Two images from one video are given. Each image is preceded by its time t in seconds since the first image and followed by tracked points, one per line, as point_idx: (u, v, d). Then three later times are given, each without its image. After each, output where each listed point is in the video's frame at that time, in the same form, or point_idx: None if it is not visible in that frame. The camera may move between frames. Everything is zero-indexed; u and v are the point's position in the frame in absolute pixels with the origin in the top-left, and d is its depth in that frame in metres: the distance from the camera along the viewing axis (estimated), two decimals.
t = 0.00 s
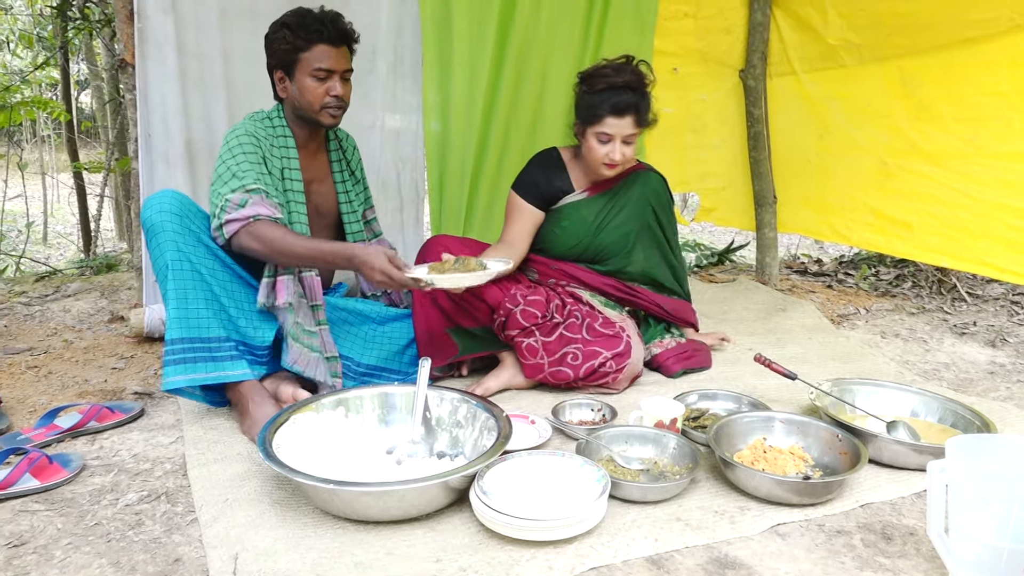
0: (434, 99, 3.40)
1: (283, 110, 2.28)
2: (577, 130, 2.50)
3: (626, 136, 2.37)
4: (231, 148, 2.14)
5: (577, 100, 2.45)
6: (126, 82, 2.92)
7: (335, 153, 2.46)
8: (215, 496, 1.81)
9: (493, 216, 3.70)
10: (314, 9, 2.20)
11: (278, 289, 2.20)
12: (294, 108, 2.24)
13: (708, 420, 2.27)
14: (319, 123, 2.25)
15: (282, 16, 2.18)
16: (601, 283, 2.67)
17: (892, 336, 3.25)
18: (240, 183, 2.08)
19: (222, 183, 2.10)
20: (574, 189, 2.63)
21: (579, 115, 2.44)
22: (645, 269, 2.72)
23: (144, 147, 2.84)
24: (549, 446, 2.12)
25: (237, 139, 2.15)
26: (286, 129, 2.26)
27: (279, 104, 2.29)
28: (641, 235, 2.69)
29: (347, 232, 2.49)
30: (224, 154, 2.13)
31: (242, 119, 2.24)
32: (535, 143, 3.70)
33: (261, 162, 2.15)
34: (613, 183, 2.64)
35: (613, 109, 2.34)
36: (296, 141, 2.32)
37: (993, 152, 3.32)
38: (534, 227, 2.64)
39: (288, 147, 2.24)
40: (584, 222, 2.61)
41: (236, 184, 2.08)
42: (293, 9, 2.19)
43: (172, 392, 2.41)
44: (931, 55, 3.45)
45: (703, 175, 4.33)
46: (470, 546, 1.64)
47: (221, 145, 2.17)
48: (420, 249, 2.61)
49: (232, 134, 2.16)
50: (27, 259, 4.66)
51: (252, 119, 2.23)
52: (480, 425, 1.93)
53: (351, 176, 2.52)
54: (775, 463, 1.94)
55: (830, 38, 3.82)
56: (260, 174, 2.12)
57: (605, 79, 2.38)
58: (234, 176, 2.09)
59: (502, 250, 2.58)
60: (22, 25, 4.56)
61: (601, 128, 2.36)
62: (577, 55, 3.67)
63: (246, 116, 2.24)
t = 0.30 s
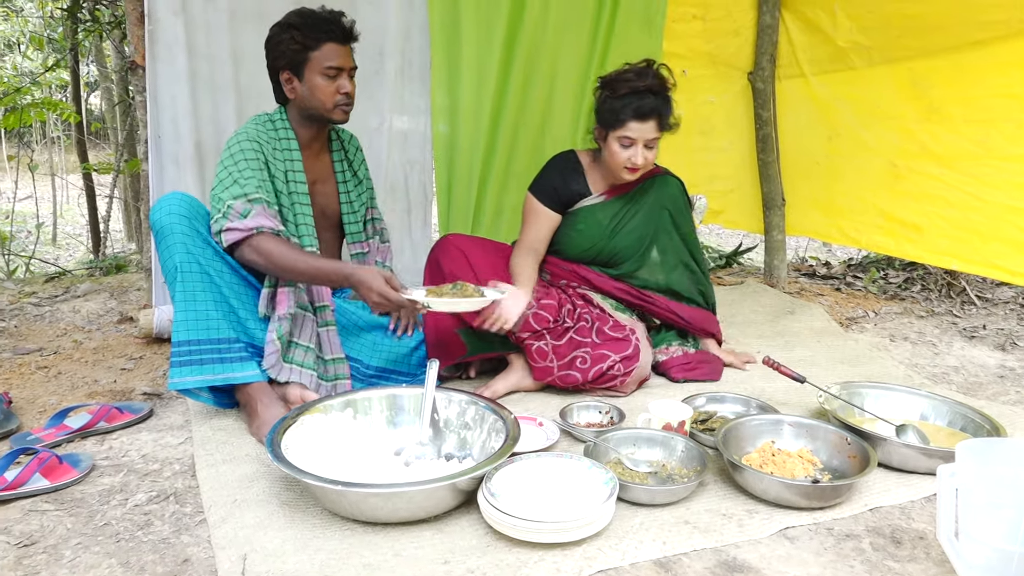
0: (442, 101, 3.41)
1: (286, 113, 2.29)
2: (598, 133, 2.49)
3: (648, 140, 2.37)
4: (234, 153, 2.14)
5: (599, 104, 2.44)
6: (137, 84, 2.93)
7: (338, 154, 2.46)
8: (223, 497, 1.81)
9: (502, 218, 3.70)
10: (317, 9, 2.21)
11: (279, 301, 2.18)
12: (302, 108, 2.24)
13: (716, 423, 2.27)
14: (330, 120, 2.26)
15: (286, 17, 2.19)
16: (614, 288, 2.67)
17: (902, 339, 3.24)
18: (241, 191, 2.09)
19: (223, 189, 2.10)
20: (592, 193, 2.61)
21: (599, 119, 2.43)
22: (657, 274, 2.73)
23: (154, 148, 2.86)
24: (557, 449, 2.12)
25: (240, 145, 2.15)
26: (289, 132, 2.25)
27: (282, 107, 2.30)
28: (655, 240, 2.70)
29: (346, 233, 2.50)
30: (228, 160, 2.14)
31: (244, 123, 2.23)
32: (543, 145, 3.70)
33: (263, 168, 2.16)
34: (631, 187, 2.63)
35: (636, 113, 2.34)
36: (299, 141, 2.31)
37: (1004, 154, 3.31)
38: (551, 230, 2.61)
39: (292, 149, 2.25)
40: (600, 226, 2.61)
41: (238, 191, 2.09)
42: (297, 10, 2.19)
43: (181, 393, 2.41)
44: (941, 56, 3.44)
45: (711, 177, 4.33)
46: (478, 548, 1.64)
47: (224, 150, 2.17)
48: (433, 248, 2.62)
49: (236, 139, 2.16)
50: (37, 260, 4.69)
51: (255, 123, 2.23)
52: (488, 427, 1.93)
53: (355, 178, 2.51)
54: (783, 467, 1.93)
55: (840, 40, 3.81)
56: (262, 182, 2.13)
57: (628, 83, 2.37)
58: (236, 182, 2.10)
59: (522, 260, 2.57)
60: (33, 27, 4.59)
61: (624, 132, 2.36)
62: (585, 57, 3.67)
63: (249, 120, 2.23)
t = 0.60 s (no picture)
0: (447, 102, 3.41)
1: (292, 116, 2.29)
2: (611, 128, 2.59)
3: (632, 128, 2.42)
4: (241, 163, 2.16)
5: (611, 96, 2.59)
6: (144, 85, 2.94)
7: (343, 156, 2.45)
8: (228, 497, 1.81)
9: (507, 219, 3.71)
10: (328, 13, 2.21)
11: (298, 315, 2.27)
12: (309, 113, 2.24)
13: (721, 424, 2.27)
14: (337, 125, 2.27)
15: (296, 21, 2.18)
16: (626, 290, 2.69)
17: (907, 342, 3.23)
18: (250, 204, 2.12)
19: (232, 201, 2.13)
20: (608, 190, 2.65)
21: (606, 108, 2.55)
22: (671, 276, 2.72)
23: (160, 149, 2.87)
24: (562, 450, 2.12)
25: (247, 154, 2.16)
26: (296, 137, 2.26)
27: (288, 111, 2.30)
28: (670, 240, 2.69)
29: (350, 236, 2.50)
30: (235, 169, 2.15)
31: (250, 129, 2.24)
32: (548, 147, 3.71)
33: (271, 177, 2.18)
34: (648, 185, 2.63)
35: (620, 102, 2.44)
36: (306, 145, 2.32)
37: (1010, 156, 3.30)
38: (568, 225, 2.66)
39: (299, 154, 2.26)
40: (613, 223, 2.64)
41: (247, 204, 2.12)
42: (309, 15, 2.18)
43: (187, 394, 2.42)
44: (947, 59, 3.43)
45: (715, 179, 4.35)
46: (482, 549, 1.64)
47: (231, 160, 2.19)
48: (450, 240, 2.68)
49: (243, 147, 2.18)
50: (43, 261, 4.70)
51: (261, 130, 2.23)
52: (493, 428, 1.93)
53: (361, 181, 2.52)
54: (788, 468, 1.93)
55: (845, 42, 3.81)
56: (269, 193, 2.16)
57: (631, 74, 2.47)
58: (244, 195, 2.13)
59: (538, 250, 2.64)
60: (39, 29, 4.61)
61: (612, 120, 2.46)
62: (590, 58, 3.68)
63: (254, 127, 2.24)
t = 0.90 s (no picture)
0: (452, 104, 3.42)
1: (297, 116, 2.30)
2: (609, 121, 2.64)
3: (625, 119, 2.46)
4: (245, 165, 2.17)
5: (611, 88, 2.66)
6: (149, 87, 2.96)
7: (348, 158, 2.45)
8: (233, 497, 1.82)
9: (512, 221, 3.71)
10: (336, 17, 2.19)
11: (302, 320, 2.29)
12: (308, 115, 2.25)
13: (725, 426, 2.27)
14: (332, 131, 2.27)
15: (303, 24, 2.17)
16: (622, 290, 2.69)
17: (912, 344, 3.22)
18: (254, 207, 2.14)
19: (236, 203, 2.15)
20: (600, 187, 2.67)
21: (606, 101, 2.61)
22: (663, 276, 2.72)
23: (166, 151, 2.88)
24: (566, 451, 2.12)
25: (251, 155, 2.17)
26: (301, 139, 2.27)
27: (293, 110, 2.31)
28: (663, 241, 2.70)
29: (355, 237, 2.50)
30: (240, 170, 2.17)
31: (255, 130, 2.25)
32: (553, 148, 3.71)
33: (275, 178, 2.19)
34: (641, 184, 2.65)
35: (617, 93, 2.50)
36: (311, 148, 2.32)
37: (1015, 158, 3.29)
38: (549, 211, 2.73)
39: (304, 154, 2.26)
40: (604, 220, 2.67)
41: (251, 206, 2.14)
42: (316, 18, 2.17)
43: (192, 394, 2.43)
44: (952, 61, 3.43)
45: (720, 180, 4.34)
46: (486, 550, 1.64)
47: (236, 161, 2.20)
48: (447, 247, 2.68)
49: (248, 148, 2.19)
50: (49, 261, 4.72)
51: (266, 130, 2.24)
52: (497, 429, 1.93)
53: (366, 182, 2.52)
54: (793, 471, 1.92)
55: (850, 44, 3.80)
56: (273, 195, 2.17)
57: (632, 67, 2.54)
58: (248, 196, 2.14)
59: (514, 225, 2.73)
60: (46, 31, 4.64)
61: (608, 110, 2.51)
62: (595, 60, 3.68)
63: (259, 128, 2.25)
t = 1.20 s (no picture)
0: (458, 105, 3.41)
1: (304, 116, 2.31)
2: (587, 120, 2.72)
3: (594, 107, 2.55)
4: (250, 163, 2.18)
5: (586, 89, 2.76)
6: (156, 88, 2.97)
7: (354, 160, 2.46)
8: (239, 498, 1.82)
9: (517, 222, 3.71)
10: (346, 20, 2.19)
11: (308, 320, 2.28)
12: (314, 116, 2.26)
13: (731, 428, 2.26)
14: (338, 133, 2.28)
15: (313, 24, 2.17)
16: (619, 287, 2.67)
17: (919, 345, 3.20)
18: (258, 205, 2.14)
19: (240, 201, 2.16)
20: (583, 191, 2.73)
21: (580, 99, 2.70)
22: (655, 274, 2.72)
23: (172, 152, 2.88)
24: (571, 453, 2.12)
25: (257, 154, 2.18)
26: (307, 139, 2.27)
27: (301, 110, 2.32)
28: (651, 239, 2.71)
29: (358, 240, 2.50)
30: (245, 168, 2.18)
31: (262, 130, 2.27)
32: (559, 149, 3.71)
33: (280, 177, 2.20)
34: (624, 184, 2.69)
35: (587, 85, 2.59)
36: (317, 149, 2.33)
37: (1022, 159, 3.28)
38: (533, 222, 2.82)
39: (310, 154, 2.27)
40: (590, 222, 2.69)
41: (255, 204, 2.14)
42: (325, 21, 2.17)
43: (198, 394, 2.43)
44: (959, 62, 3.42)
45: (725, 181, 4.32)
46: (492, 551, 1.64)
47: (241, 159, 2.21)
48: (439, 257, 2.67)
49: (253, 147, 2.20)
50: (57, 262, 4.74)
51: (273, 130, 2.26)
52: (502, 430, 1.93)
53: (371, 185, 2.52)
54: (799, 472, 1.92)
55: (856, 44, 3.79)
56: (276, 193, 2.18)
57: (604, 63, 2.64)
58: (252, 194, 2.15)
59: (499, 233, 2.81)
60: (54, 32, 4.65)
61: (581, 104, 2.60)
62: (601, 60, 3.68)
63: (266, 128, 2.26)
